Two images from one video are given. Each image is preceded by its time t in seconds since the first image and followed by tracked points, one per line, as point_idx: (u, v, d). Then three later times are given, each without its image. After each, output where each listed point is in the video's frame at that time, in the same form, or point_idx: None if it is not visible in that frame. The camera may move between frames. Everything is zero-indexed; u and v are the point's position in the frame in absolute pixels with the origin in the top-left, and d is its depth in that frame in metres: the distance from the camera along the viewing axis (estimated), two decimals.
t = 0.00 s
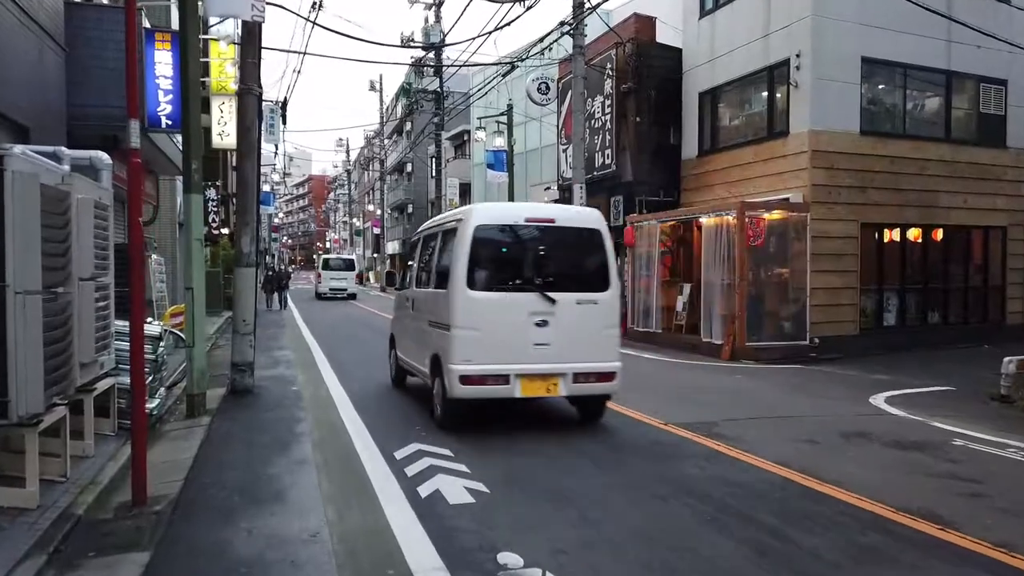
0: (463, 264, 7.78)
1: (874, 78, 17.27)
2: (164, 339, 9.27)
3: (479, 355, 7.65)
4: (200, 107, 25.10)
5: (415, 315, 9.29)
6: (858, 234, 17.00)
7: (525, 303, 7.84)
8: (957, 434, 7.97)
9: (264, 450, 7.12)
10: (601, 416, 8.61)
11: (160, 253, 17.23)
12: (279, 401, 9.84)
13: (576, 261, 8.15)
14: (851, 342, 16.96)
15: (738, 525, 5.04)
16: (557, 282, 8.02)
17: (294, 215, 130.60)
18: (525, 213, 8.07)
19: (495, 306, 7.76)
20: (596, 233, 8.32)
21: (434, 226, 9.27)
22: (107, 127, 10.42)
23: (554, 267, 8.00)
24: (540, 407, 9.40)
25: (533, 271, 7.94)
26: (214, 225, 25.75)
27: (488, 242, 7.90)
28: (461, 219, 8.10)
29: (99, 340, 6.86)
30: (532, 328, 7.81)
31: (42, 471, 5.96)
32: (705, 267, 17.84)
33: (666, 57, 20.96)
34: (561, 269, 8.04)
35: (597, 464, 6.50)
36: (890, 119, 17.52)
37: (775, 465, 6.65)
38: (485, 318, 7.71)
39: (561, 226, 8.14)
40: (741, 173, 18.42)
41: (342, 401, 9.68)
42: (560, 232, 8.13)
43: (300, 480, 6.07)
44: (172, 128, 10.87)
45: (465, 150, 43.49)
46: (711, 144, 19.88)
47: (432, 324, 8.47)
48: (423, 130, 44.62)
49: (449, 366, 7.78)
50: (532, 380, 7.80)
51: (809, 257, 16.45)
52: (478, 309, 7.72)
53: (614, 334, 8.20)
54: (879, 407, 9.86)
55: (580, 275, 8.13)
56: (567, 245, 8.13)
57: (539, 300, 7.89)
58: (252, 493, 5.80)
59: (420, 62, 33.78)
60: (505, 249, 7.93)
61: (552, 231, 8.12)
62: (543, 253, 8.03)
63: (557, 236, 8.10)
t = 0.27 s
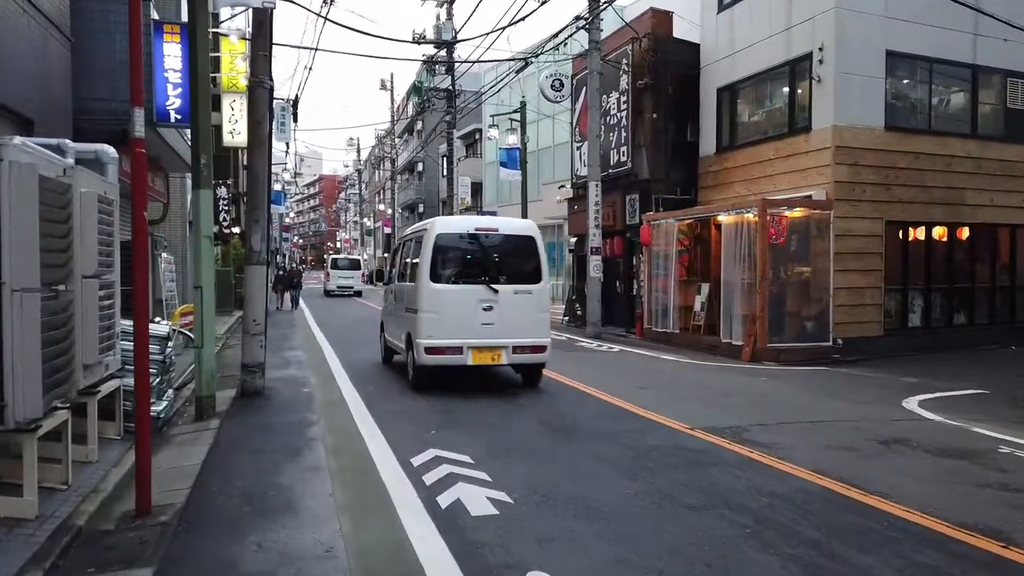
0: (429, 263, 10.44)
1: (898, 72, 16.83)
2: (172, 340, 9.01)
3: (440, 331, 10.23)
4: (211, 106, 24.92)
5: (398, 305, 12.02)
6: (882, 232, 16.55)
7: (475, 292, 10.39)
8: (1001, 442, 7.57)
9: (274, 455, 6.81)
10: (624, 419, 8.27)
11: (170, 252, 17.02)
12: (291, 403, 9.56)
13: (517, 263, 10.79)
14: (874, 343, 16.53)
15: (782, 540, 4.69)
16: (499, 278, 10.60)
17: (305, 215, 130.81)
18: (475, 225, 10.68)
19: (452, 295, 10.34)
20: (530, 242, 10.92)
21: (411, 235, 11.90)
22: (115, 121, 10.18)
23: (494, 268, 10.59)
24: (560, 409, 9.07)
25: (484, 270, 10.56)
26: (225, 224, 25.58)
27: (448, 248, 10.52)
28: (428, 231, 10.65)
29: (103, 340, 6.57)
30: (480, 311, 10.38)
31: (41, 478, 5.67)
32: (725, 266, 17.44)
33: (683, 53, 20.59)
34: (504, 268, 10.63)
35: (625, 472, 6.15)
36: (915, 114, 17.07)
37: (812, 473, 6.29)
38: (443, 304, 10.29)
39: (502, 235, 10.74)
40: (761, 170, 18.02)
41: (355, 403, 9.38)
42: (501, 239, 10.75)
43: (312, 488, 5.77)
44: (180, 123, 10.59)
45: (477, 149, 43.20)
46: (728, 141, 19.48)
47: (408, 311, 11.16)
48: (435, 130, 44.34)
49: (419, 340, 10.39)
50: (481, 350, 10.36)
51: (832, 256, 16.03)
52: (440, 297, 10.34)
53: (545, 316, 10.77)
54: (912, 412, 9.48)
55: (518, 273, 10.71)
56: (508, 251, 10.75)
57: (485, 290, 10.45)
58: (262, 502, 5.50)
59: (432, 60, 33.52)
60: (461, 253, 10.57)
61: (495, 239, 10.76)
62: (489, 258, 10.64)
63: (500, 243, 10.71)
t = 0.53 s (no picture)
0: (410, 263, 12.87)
1: (920, 67, 16.42)
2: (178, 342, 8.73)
3: (419, 319, 12.66)
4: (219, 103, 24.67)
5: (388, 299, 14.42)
6: (904, 231, 16.16)
7: (447, 287, 12.83)
8: None
9: (282, 464, 6.52)
10: (646, 425, 7.95)
11: (177, 251, 16.78)
12: (299, 407, 9.27)
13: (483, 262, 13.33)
14: (895, 345, 16.14)
15: (827, 560, 4.38)
16: (469, 276, 13.06)
17: (313, 214, 130.70)
18: (448, 233, 13.10)
19: (428, 289, 12.81)
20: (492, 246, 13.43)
21: (398, 240, 14.35)
22: (120, 117, 9.91)
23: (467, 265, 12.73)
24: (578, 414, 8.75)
25: (458, 270, 13.03)
26: (234, 223, 25.34)
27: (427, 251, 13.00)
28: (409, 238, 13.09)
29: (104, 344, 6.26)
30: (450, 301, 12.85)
31: (38, 488, 5.39)
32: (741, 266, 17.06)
33: (697, 49, 20.23)
34: (474, 267, 13.12)
35: (650, 484, 5.83)
36: (937, 111, 16.67)
37: (850, 485, 5.95)
38: (422, 297, 12.72)
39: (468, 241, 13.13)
40: (778, 168, 17.65)
41: (366, 407, 9.07)
42: (470, 244, 13.22)
43: (323, 500, 5.47)
44: (186, 119, 10.31)
45: (486, 148, 42.90)
46: (744, 138, 19.12)
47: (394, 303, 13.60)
48: (444, 129, 44.05)
49: (402, 326, 12.84)
50: (453, 334, 12.81)
51: (852, 257, 15.66)
52: (419, 291, 12.79)
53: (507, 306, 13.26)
54: (943, 417, 9.13)
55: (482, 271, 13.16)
56: (475, 253, 13.23)
57: (456, 285, 12.89)
58: (270, 515, 5.21)
59: (441, 58, 33.20)
60: (438, 256, 13.03)
61: (466, 245, 13.23)
62: (457, 259, 13.07)
63: (471, 247, 13.19)
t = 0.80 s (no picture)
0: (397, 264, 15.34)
1: (941, 63, 16.02)
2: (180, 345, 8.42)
3: (404, 310, 15.09)
4: (225, 102, 24.41)
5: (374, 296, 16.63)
6: (924, 230, 15.76)
7: (428, 284, 15.29)
8: None
9: (287, 475, 6.20)
10: (667, 433, 7.62)
11: (183, 250, 16.56)
12: (306, 412, 8.97)
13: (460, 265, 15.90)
14: (915, 347, 15.75)
15: None
16: (446, 275, 15.49)
17: (319, 214, 130.60)
18: (430, 239, 15.64)
19: (412, 285, 15.27)
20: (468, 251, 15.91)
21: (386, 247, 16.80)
22: (121, 112, 9.62)
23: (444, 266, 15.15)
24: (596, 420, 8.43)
25: (437, 270, 15.46)
26: (240, 223, 25.09)
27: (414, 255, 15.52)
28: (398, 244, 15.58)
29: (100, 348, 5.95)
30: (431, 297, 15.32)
31: (30, 503, 5.08)
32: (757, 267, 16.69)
33: (710, 45, 19.87)
34: (451, 268, 15.55)
35: (679, 499, 5.49)
36: (958, 107, 16.26)
37: (888, 500, 5.62)
38: (407, 292, 15.20)
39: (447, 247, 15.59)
40: (795, 166, 17.26)
41: (375, 413, 8.75)
42: (449, 249, 15.68)
43: (331, 516, 5.16)
44: (190, 115, 10.02)
45: (494, 148, 42.59)
46: (759, 136, 18.74)
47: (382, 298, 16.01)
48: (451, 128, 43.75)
49: (390, 316, 15.30)
50: (433, 322, 15.27)
51: (871, 256, 15.27)
52: (405, 287, 15.25)
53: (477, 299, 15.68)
54: (974, 423, 8.77)
55: (457, 271, 15.60)
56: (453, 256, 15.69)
57: (435, 282, 15.33)
58: (275, 533, 4.90)
59: (449, 56, 32.91)
60: (422, 258, 15.51)
61: (446, 249, 15.68)
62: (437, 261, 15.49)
63: (450, 251, 15.64)
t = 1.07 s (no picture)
0: (390, 265, 17.87)
1: (964, 56, 15.58)
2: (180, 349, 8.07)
3: (395, 305, 17.72)
4: (230, 100, 24.12)
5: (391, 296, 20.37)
6: (946, 229, 15.33)
7: (416, 282, 17.88)
8: None
9: (291, 488, 5.85)
10: (691, 441, 7.25)
11: (186, 249, 16.27)
12: (312, 418, 8.62)
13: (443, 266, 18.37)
14: (936, 349, 15.32)
15: None
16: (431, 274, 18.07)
17: (326, 214, 130.51)
18: (418, 244, 18.19)
19: (403, 283, 17.84)
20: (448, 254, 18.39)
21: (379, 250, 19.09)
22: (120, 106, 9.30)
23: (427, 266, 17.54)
24: (613, 425, 8.06)
25: (425, 271, 18.07)
26: (246, 223, 24.80)
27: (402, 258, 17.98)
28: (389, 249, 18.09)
29: (92, 353, 5.59)
30: (418, 293, 17.86)
31: (15, 520, 4.75)
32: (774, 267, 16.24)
33: (723, 41, 19.47)
34: (436, 269, 18.12)
35: (709, 516, 5.12)
36: (980, 103, 15.82)
37: (935, 518, 5.23)
38: (397, 289, 17.78)
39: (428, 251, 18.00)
40: (812, 164, 16.84)
41: (384, 419, 8.39)
42: (434, 252, 18.23)
43: (338, 535, 4.81)
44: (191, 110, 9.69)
45: (501, 147, 42.22)
46: (774, 133, 18.33)
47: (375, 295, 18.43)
48: (458, 127, 43.38)
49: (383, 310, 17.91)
50: (420, 314, 17.83)
51: (891, 256, 14.85)
52: (395, 285, 17.81)
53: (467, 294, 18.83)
54: (1010, 430, 8.38)
55: (440, 271, 18.18)
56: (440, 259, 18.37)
57: (421, 281, 17.95)
58: (277, 553, 4.54)
59: (456, 54, 32.59)
60: (411, 260, 18.04)
61: (432, 252, 18.22)
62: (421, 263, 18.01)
63: (436, 254, 18.24)
